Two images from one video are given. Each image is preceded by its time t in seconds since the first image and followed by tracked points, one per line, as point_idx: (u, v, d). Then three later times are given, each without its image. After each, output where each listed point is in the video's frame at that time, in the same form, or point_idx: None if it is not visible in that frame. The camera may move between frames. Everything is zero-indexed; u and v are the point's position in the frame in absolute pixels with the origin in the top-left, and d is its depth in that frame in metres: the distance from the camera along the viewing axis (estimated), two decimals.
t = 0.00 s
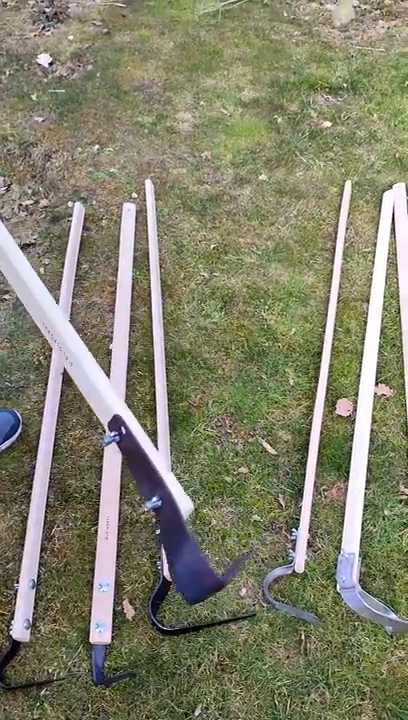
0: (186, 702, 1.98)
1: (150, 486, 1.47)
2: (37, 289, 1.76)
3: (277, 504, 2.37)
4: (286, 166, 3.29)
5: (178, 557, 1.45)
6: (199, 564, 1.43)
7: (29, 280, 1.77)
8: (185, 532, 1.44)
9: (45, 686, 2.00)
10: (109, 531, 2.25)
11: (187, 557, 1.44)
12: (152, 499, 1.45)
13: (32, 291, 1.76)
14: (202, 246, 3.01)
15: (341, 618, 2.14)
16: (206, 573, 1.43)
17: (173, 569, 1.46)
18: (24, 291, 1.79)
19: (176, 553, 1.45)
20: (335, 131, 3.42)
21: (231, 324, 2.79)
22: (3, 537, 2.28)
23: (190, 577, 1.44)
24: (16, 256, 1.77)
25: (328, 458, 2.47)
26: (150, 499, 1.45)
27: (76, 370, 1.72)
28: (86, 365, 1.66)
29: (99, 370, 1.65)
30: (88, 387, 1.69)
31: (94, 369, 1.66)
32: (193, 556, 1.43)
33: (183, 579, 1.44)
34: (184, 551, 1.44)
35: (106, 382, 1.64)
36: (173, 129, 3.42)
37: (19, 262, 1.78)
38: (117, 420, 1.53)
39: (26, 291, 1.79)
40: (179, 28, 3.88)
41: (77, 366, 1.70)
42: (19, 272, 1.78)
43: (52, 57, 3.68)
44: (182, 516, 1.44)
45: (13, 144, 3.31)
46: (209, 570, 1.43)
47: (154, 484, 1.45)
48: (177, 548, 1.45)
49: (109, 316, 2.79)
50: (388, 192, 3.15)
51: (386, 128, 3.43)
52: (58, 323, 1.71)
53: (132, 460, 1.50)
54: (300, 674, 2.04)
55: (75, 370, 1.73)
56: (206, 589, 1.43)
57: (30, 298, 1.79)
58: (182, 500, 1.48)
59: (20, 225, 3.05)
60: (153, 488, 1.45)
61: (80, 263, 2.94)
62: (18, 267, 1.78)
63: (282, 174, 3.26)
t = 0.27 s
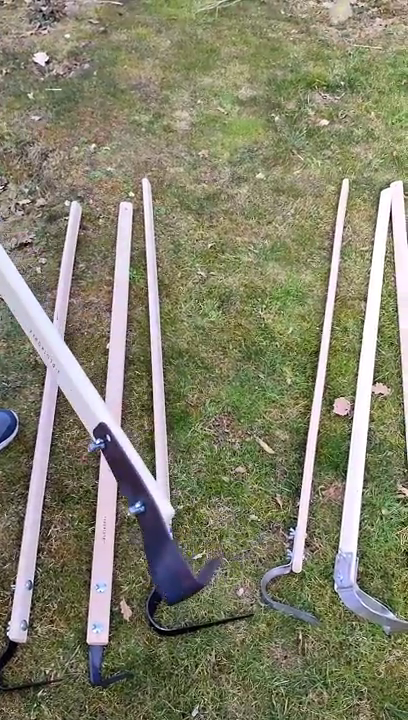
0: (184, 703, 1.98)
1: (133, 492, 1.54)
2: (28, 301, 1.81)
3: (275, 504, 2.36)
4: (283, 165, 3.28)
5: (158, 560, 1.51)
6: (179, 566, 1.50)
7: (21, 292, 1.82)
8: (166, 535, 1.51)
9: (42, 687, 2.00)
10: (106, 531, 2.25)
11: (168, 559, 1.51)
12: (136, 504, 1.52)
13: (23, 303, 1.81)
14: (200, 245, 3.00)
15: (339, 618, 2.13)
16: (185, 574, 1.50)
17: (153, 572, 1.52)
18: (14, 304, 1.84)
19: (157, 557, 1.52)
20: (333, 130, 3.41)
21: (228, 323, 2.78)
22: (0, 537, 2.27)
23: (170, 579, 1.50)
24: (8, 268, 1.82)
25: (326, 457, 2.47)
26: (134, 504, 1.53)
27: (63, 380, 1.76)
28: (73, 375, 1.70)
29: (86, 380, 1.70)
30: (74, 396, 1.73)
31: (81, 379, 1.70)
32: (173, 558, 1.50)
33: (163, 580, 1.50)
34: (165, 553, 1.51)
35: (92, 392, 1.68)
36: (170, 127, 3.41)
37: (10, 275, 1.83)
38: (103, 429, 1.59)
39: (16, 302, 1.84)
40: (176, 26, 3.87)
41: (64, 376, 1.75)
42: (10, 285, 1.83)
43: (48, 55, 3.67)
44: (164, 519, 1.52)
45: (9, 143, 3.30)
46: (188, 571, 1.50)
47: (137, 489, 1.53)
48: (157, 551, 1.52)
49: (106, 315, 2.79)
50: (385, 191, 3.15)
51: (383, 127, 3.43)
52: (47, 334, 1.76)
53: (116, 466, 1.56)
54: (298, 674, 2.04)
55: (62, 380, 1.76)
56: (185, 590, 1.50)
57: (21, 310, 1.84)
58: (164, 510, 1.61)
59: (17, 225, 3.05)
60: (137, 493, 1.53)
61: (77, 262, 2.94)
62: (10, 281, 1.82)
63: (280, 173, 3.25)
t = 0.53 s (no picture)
0: (181, 704, 1.97)
1: (127, 492, 1.54)
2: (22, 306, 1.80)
3: (273, 503, 2.35)
4: (281, 162, 3.26)
5: (152, 560, 1.52)
6: (173, 565, 1.50)
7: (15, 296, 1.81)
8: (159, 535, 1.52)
9: (38, 689, 1.98)
10: (103, 531, 2.24)
11: (163, 558, 1.51)
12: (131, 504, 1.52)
13: (17, 307, 1.80)
14: (197, 243, 2.98)
15: (337, 618, 2.12)
16: (179, 573, 1.49)
17: (147, 571, 1.52)
18: (9, 308, 1.83)
19: (151, 556, 1.52)
20: (331, 127, 3.40)
21: (225, 322, 2.77)
22: None
23: (164, 578, 1.50)
24: (2, 272, 1.81)
25: (324, 456, 2.45)
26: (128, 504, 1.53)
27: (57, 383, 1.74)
28: (66, 377, 1.68)
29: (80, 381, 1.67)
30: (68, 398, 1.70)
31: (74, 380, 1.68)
32: (167, 557, 1.51)
33: (157, 579, 1.50)
34: (160, 552, 1.51)
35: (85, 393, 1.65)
36: (167, 125, 3.39)
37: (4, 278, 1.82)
38: (97, 431, 1.57)
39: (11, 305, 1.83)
40: (173, 23, 3.85)
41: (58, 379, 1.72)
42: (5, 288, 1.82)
43: (45, 52, 3.65)
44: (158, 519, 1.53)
45: (6, 141, 3.28)
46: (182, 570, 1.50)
47: (131, 488, 1.53)
48: (153, 550, 1.52)
49: (103, 314, 2.77)
50: (384, 189, 3.14)
51: (381, 124, 3.41)
52: (41, 337, 1.74)
53: (110, 468, 1.57)
54: (296, 674, 2.03)
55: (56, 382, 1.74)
56: (178, 589, 1.50)
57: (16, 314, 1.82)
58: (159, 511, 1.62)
59: (13, 223, 3.03)
60: (131, 493, 1.53)
61: (73, 261, 2.92)
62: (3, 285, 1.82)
63: (277, 170, 3.24)
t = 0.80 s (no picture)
0: (180, 705, 1.96)
1: (132, 495, 1.54)
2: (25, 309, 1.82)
3: (271, 503, 2.34)
4: (279, 161, 3.25)
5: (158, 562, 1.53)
6: (179, 566, 1.53)
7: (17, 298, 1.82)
8: (166, 537, 1.53)
9: (36, 690, 1.98)
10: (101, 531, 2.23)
11: (169, 560, 1.53)
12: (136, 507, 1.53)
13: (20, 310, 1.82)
14: (196, 243, 2.98)
15: (336, 619, 2.12)
16: (186, 575, 1.53)
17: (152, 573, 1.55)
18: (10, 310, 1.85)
19: (157, 559, 1.54)
20: (330, 126, 3.39)
21: (224, 321, 2.76)
22: None
23: (172, 579, 1.53)
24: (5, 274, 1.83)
25: (323, 456, 2.45)
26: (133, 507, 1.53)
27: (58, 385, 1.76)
28: (70, 380, 1.70)
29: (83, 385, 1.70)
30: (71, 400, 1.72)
31: (78, 384, 1.70)
32: (175, 559, 1.53)
33: (164, 580, 1.53)
34: (166, 554, 1.53)
35: (89, 396, 1.68)
36: (165, 124, 3.38)
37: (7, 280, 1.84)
38: (103, 433, 1.59)
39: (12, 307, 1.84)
40: (172, 21, 3.84)
41: (61, 382, 1.74)
42: (6, 289, 1.83)
43: (43, 51, 3.64)
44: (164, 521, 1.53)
45: (3, 140, 3.27)
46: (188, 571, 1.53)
47: (136, 491, 1.53)
48: (159, 551, 1.54)
49: (101, 313, 2.76)
50: (382, 188, 3.13)
51: (380, 122, 3.40)
52: (45, 341, 1.77)
53: (113, 470, 1.57)
54: (294, 675, 2.02)
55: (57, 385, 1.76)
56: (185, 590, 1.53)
57: (17, 317, 1.84)
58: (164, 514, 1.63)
59: (11, 222, 3.02)
60: (137, 496, 1.53)
61: (71, 260, 2.91)
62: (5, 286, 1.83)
63: (276, 169, 3.23)
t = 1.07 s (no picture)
0: (179, 707, 1.96)
1: (122, 506, 1.59)
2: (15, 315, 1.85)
3: (271, 504, 2.34)
4: (279, 161, 3.25)
5: (146, 573, 1.56)
6: (166, 579, 1.54)
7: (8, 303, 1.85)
8: (154, 548, 1.56)
9: (35, 692, 1.97)
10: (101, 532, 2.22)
11: (156, 571, 1.55)
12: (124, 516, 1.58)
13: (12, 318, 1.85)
14: (195, 243, 2.97)
15: (336, 620, 2.11)
16: (174, 586, 1.54)
17: (141, 585, 1.57)
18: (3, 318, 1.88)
19: (145, 571, 1.56)
20: (329, 125, 3.38)
21: (224, 321, 2.76)
22: None
23: (158, 591, 1.54)
24: None
25: (323, 457, 2.44)
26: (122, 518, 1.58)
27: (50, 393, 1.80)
28: (62, 390, 1.75)
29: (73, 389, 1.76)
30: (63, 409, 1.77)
31: (70, 392, 1.76)
32: (163, 571, 1.55)
33: (151, 592, 1.54)
34: (154, 566, 1.55)
35: (81, 406, 1.73)
36: (165, 124, 3.37)
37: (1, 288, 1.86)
38: (93, 444, 1.64)
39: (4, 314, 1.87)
40: (171, 21, 3.83)
41: (53, 389, 1.80)
42: None
43: (42, 51, 3.63)
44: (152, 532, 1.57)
45: (3, 140, 3.27)
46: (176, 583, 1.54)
47: (125, 503, 1.58)
48: (147, 563, 1.56)
49: (100, 314, 2.76)
50: (382, 187, 3.12)
51: (380, 122, 3.40)
52: (38, 350, 1.81)
53: (103, 482, 1.62)
54: (294, 677, 2.02)
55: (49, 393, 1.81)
56: (172, 603, 1.54)
57: (9, 324, 1.87)
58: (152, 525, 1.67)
59: (10, 222, 3.01)
60: (126, 507, 1.58)
61: (71, 260, 2.91)
62: None
63: (276, 169, 3.22)
